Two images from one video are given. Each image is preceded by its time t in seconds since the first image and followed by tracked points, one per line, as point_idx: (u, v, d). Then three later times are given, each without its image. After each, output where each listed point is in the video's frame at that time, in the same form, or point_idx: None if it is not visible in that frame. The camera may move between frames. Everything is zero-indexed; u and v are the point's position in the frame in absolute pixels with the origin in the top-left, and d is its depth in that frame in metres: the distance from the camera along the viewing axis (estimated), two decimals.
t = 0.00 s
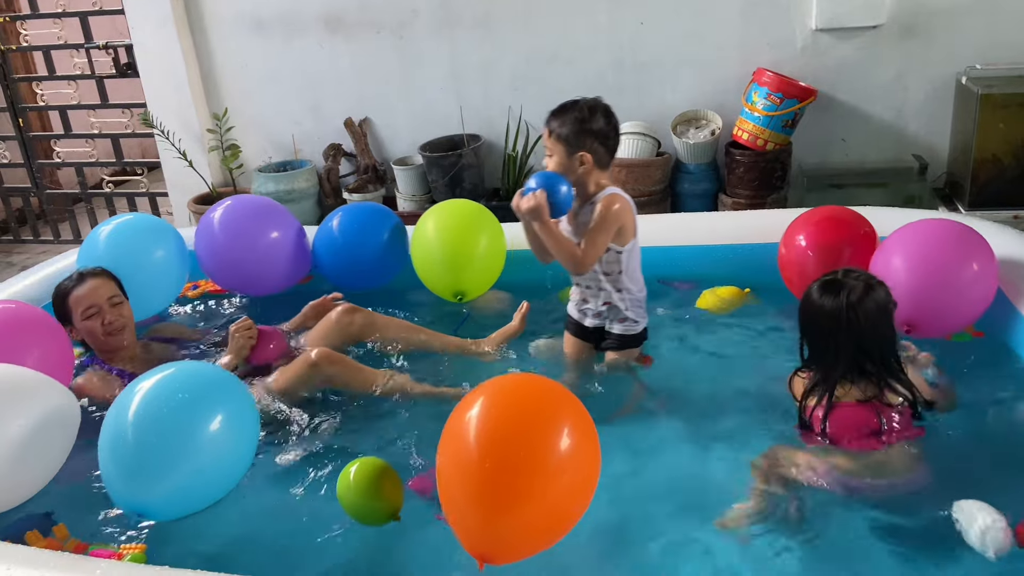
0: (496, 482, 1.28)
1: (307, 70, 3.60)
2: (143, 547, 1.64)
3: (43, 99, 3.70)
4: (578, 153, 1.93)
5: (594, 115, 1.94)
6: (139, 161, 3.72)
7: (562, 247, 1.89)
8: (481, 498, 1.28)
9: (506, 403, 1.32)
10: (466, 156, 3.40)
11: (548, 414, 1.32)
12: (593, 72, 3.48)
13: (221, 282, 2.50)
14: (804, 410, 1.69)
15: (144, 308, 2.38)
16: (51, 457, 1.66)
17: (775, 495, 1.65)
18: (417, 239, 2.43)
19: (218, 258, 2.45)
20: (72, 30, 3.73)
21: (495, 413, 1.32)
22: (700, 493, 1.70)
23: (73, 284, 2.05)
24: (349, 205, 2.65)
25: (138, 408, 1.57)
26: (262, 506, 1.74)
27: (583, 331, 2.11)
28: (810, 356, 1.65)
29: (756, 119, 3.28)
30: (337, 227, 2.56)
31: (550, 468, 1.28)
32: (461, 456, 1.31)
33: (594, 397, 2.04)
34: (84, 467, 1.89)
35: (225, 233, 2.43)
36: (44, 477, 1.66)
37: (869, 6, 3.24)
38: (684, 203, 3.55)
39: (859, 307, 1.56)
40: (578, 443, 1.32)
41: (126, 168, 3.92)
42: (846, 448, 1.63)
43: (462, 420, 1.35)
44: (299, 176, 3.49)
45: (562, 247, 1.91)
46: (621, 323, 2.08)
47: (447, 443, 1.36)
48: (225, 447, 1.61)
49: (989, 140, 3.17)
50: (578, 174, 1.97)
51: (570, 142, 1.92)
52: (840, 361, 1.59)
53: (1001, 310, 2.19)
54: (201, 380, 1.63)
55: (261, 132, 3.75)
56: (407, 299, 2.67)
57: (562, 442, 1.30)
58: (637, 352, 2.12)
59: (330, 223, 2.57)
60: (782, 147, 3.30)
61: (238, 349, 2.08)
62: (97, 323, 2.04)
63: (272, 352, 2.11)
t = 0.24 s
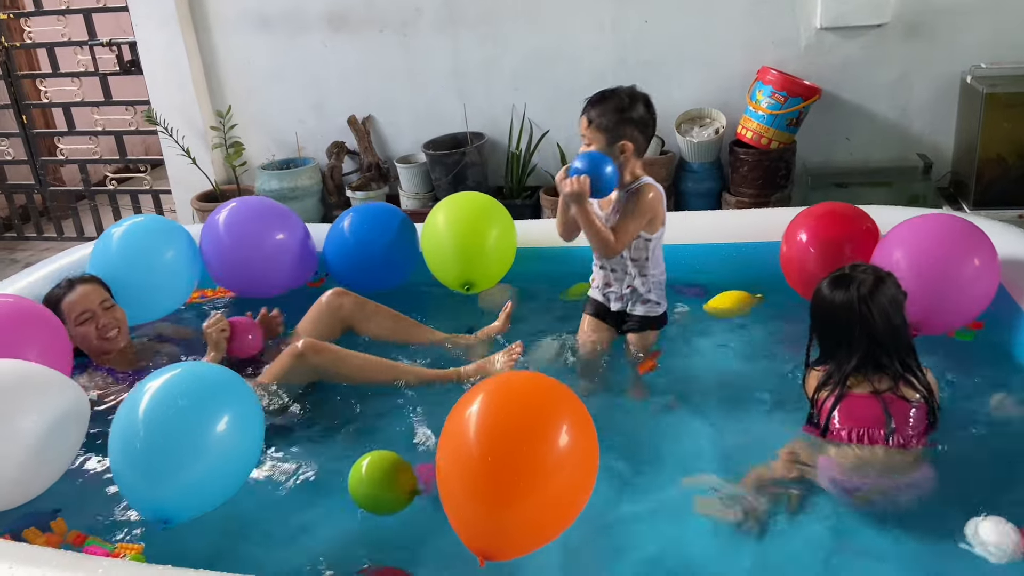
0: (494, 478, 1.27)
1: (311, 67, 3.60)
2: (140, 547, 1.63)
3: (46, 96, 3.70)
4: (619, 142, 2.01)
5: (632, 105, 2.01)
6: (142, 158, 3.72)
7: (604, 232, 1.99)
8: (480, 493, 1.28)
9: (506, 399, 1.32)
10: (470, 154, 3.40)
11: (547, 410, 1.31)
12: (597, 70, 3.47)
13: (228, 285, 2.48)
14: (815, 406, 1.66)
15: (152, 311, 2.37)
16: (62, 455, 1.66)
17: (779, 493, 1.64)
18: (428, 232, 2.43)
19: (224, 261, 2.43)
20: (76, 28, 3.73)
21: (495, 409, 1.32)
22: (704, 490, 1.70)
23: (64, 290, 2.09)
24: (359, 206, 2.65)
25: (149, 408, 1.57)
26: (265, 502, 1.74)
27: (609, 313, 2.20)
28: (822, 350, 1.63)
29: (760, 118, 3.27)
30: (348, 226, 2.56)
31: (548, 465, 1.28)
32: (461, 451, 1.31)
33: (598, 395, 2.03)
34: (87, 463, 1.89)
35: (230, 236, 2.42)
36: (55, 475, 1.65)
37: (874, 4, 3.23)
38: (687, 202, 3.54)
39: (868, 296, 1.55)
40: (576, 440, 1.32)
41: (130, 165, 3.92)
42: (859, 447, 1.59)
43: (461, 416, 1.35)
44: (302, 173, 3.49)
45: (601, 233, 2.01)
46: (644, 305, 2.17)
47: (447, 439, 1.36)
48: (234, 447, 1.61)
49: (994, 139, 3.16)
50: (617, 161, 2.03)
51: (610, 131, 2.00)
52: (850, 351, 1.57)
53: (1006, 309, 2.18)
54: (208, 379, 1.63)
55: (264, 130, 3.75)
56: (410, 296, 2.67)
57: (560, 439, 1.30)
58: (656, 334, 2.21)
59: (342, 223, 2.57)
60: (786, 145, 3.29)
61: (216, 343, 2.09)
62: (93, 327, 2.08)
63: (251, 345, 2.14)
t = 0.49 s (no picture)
0: (491, 466, 1.27)
1: (313, 66, 3.60)
2: (143, 542, 1.63)
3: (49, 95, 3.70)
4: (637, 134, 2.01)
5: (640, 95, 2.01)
6: (144, 157, 3.72)
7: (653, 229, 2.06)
8: (477, 480, 1.28)
9: (505, 387, 1.32)
10: (472, 153, 3.40)
11: (544, 400, 1.32)
12: (599, 69, 3.47)
13: (230, 292, 2.48)
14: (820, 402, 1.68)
15: (157, 314, 2.37)
16: (70, 449, 1.66)
17: (782, 492, 1.64)
18: (432, 231, 2.43)
19: (227, 269, 2.42)
20: (79, 26, 3.73)
21: (494, 397, 1.32)
22: (706, 489, 1.70)
23: (59, 298, 2.09)
24: (361, 202, 2.65)
25: (152, 398, 1.57)
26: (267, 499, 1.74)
27: (612, 309, 2.20)
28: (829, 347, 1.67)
29: (763, 117, 3.27)
30: (351, 223, 2.56)
31: (544, 452, 1.28)
32: (459, 439, 1.31)
33: (601, 395, 2.03)
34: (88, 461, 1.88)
35: (233, 244, 2.41)
36: (62, 468, 1.65)
37: (878, 4, 3.22)
38: (690, 202, 3.54)
39: (873, 291, 1.59)
40: (573, 429, 1.32)
41: (132, 164, 3.92)
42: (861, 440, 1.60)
43: (457, 405, 1.35)
44: (304, 172, 3.49)
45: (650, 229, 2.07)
46: (650, 296, 2.18)
47: (443, 427, 1.36)
48: (237, 438, 1.61)
49: (997, 139, 3.15)
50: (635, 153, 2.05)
51: (631, 125, 1.98)
52: (855, 345, 1.60)
53: (1010, 309, 2.18)
54: (210, 370, 1.63)
55: (267, 128, 3.75)
56: (412, 295, 2.67)
57: (556, 428, 1.30)
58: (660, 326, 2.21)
59: (345, 221, 2.57)
60: (789, 145, 3.29)
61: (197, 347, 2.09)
62: (91, 333, 2.09)
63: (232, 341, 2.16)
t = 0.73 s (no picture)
0: (493, 465, 1.30)
1: (316, 64, 3.59)
2: (148, 541, 1.63)
3: (52, 93, 3.69)
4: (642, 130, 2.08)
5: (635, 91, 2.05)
6: (147, 155, 3.71)
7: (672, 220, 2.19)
8: (478, 478, 1.31)
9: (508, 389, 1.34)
10: (475, 152, 3.39)
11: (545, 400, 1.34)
12: (602, 68, 3.46)
13: (232, 290, 2.47)
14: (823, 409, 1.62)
15: (163, 309, 2.37)
16: (81, 449, 1.66)
17: (788, 492, 1.64)
18: (433, 233, 2.42)
19: (229, 266, 2.42)
20: (82, 24, 3.73)
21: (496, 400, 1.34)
22: (711, 488, 1.69)
23: (58, 295, 2.10)
24: (364, 204, 2.65)
25: (161, 396, 1.58)
26: (271, 497, 1.74)
27: (616, 295, 2.35)
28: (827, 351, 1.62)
29: (767, 117, 3.26)
30: (355, 225, 2.56)
31: (545, 453, 1.30)
32: (462, 439, 1.34)
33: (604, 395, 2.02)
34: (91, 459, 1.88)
35: (235, 242, 2.40)
36: (74, 470, 1.66)
37: (882, 3, 3.22)
38: (693, 201, 3.53)
39: (870, 292, 1.56)
40: (574, 428, 1.34)
41: (134, 162, 3.91)
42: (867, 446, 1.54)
43: (460, 405, 1.38)
44: (307, 171, 3.48)
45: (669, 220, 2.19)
46: (652, 280, 2.33)
47: (445, 427, 1.39)
48: (244, 438, 1.61)
49: (1001, 139, 3.14)
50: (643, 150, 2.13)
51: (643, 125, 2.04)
52: (856, 348, 1.56)
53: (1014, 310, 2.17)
54: (217, 369, 1.64)
55: (269, 127, 3.74)
56: (414, 294, 2.67)
57: (558, 427, 1.32)
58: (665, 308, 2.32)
59: (348, 223, 2.57)
60: (793, 145, 3.28)
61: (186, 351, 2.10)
62: (99, 326, 2.12)
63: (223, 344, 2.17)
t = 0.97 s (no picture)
0: (499, 458, 1.32)
1: (317, 62, 3.58)
2: (145, 541, 1.62)
3: (52, 90, 3.68)
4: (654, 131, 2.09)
5: (649, 89, 2.05)
6: (147, 152, 3.70)
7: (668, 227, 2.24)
8: (486, 470, 1.32)
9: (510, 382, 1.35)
10: (476, 150, 3.39)
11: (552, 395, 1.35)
12: (604, 66, 3.45)
13: (234, 288, 2.47)
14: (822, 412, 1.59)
15: (164, 305, 2.38)
16: (88, 440, 1.69)
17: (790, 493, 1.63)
18: (432, 234, 2.42)
19: (230, 263, 2.41)
20: (82, 21, 3.72)
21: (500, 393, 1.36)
22: (714, 486, 1.68)
23: (61, 295, 2.10)
24: (366, 203, 2.64)
25: (160, 386, 1.57)
26: (271, 495, 1.73)
27: (626, 288, 2.36)
28: (823, 353, 1.59)
29: (769, 116, 3.25)
30: (355, 225, 2.55)
31: (550, 450, 1.32)
32: (468, 433, 1.36)
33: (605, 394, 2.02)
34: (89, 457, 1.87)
35: (238, 240, 2.40)
36: (80, 460, 1.68)
37: (885, 2, 3.21)
38: (695, 200, 3.52)
39: (867, 294, 1.54)
40: (579, 422, 1.35)
41: (134, 159, 3.90)
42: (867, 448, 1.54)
43: (466, 399, 1.40)
44: (307, 168, 3.47)
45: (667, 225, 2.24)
46: (660, 276, 2.34)
47: (451, 424, 1.41)
48: (244, 430, 1.61)
49: (1004, 139, 3.13)
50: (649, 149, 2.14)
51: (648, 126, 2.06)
52: (856, 351, 1.54)
53: (1017, 308, 2.16)
54: (215, 360, 1.63)
55: (270, 124, 3.73)
56: (415, 292, 2.66)
57: (564, 421, 1.34)
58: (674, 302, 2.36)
59: (348, 222, 2.56)
60: (795, 143, 3.27)
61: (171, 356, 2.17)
62: (106, 321, 2.13)
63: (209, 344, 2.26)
